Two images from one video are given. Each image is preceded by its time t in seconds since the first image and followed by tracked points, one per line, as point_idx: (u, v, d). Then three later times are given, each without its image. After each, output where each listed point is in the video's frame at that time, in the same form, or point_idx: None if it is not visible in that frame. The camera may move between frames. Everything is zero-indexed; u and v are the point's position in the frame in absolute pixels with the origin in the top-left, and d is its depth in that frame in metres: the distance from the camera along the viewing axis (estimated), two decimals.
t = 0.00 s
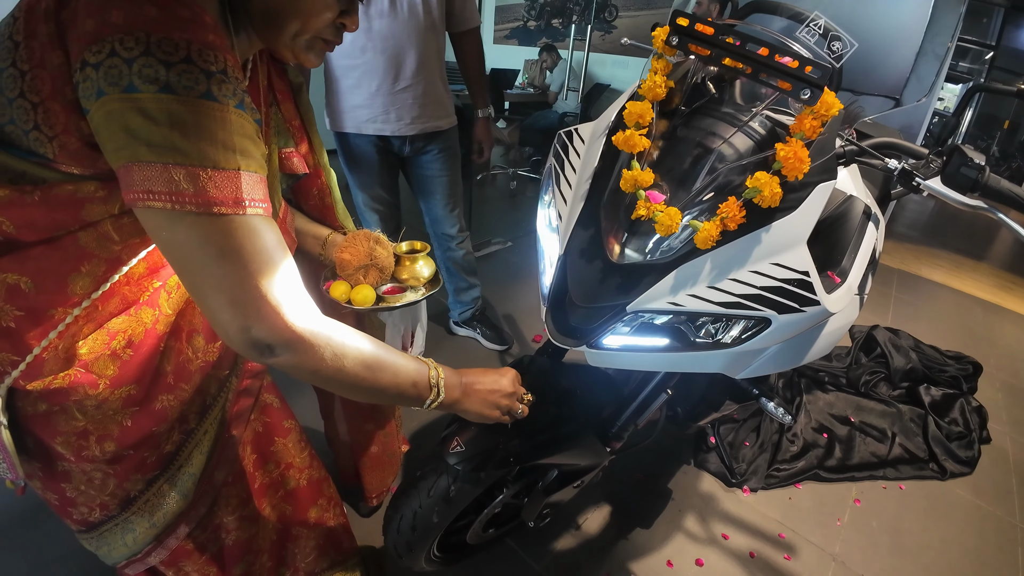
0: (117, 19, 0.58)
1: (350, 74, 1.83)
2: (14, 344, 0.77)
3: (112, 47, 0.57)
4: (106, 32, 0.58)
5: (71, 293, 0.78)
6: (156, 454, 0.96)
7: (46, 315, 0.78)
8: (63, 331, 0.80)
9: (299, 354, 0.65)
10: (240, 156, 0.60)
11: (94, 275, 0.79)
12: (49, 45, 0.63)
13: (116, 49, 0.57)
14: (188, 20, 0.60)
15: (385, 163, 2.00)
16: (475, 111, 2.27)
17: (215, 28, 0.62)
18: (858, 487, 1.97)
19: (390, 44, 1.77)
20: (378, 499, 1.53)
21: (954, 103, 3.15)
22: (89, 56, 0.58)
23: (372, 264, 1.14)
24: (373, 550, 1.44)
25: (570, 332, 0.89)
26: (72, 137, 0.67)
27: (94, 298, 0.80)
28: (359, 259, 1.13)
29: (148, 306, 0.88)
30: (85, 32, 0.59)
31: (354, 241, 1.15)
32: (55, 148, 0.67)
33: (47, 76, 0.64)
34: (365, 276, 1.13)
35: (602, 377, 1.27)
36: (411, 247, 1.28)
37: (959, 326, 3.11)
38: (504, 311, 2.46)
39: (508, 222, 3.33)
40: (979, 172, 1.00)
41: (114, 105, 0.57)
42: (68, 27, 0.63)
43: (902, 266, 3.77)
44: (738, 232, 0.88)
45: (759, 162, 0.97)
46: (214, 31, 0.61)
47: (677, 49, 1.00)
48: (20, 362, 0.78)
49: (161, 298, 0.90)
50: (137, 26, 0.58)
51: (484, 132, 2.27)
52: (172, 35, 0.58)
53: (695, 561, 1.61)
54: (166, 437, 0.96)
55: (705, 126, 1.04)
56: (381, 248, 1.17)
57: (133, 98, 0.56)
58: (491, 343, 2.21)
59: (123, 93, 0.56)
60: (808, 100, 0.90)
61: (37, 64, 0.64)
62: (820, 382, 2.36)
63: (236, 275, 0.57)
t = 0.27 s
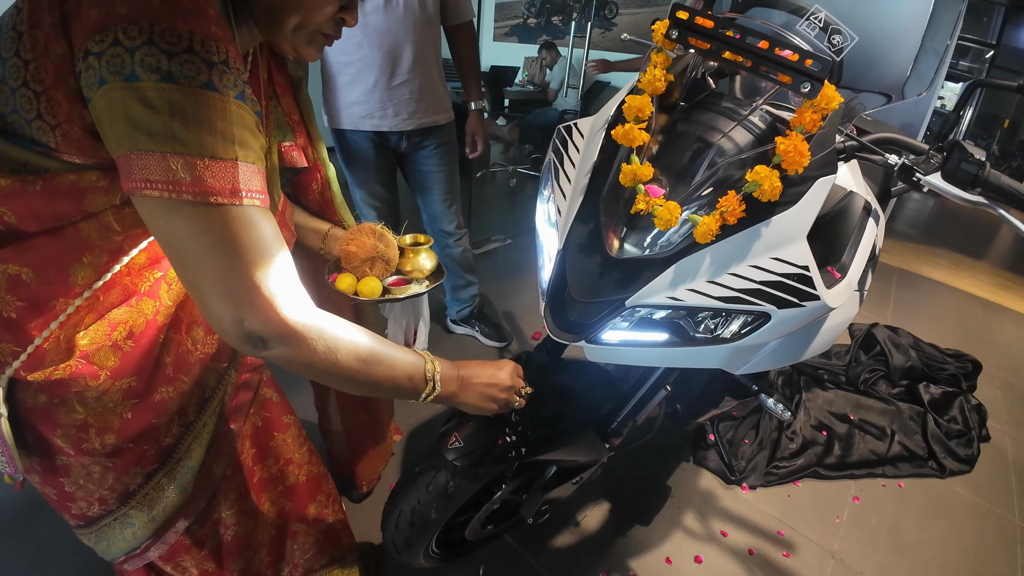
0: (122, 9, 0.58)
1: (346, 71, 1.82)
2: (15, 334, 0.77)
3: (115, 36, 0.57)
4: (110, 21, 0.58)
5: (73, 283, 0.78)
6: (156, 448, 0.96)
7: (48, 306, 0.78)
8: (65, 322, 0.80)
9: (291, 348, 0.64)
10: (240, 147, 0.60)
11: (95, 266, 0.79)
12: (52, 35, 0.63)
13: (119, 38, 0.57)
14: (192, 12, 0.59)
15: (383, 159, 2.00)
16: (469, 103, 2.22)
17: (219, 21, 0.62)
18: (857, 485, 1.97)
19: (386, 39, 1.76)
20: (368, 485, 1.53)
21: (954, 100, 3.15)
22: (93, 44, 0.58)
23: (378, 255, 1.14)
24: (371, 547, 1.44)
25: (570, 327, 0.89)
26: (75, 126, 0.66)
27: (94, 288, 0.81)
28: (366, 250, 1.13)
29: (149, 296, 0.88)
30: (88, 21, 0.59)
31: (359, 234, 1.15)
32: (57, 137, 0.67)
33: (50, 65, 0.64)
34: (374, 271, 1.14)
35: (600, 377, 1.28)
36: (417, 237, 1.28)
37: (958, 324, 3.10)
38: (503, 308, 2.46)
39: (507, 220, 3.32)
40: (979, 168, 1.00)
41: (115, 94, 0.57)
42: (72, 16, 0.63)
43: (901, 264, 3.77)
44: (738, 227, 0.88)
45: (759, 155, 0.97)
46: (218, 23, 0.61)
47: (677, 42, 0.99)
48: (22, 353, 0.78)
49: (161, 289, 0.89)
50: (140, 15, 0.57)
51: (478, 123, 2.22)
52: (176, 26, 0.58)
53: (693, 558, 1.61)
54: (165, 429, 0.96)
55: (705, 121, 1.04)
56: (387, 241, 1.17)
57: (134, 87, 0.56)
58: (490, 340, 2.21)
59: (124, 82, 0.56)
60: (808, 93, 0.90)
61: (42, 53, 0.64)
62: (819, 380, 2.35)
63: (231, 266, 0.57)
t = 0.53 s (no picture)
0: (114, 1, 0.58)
1: (343, 69, 1.82)
2: (13, 329, 0.77)
3: (109, 30, 0.57)
4: (103, 15, 0.58)
5: (69, 277, 0.78)
6: (154, 443, 0.96)
7: (46, 300, 0.77)
8: (62, 316, 0.79)
9: (290, 338, 0.64)
10: (234, 136, 0.60)
11: (91, 259, 0.79)
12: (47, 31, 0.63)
13: (112, 31, 0.57)
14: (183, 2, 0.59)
15: (382, 157, 1.99)
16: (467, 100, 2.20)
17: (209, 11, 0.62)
18: (856, 484, 1.97)
19: (383, 35, 1.75)
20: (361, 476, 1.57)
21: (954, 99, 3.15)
22: (85, 37, 0.57)
23: (390, 248, 1.13)
24: (370, 545, 1.44)
25: (569, 327, 0.88)
26: (69, 120, 0.66)
27: (91, 282, 0.80)
28: (380, 243, 1.12)
29: (148, 292, 0.86)
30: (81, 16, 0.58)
31: (370, 226, 1.14)
32: (52, 131, 0.67)
33: (43, 59, 0.63)
34: (387, 263, 1.13)
35: (599, 376, 1.28)
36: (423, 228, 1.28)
37: (958, 323, 3.10)
38: (502, 307, 2.45)
39: (507, 219, 3.32)
40: (979, 168, 0.99)
41: (110, 85, 0.56)
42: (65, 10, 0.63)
43: (901, 263, 3.77)
44: (737, 226, 0.88)
45: (759, 154, 0.97)
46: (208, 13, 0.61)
47: (677, 40, 0.99)
48: (22, 347, 0.78)
49: (158, 284, 0.88)
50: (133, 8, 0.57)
51: (474, 121, 2.22)
52: (168, 17, 0.58)
53: (692, 557, 1.61)
54: (162, 425, 0.97)
55: (705, 119, 1.03)
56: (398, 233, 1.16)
57: (129, 78, 0.55)
58: (489, 339, 2.20)
59: (118, 73, 0.56)
60: (808, 92, 0.90)
61: (33, 45, 0.63)
62: (818, 379, 2.35)
63: (229, 255, 0.56)
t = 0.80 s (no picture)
0: None
1: (342, 68, 1.81)
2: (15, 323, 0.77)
3: None
4: None
5: (65, 264, 0.77)
6: (151, 432, 0.96)
7: (45, 289, 0.77)
8: (62, 306, 0.79)
9: (179, 329, 0.60)
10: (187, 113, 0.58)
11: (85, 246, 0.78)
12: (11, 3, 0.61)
13: None
14: None
15: (381, 156, 1.99)
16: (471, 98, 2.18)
17: None
18: (856, 484, 1.97)
19: (381, 33, 1.75)
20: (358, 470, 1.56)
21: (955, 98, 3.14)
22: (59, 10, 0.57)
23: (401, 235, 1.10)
24: (371, 545, 1.44)
25: (569, 328, 0.88)
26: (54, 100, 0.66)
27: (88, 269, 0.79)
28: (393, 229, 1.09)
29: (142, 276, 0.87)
30: None
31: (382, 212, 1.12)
32: (37, 114, 0.66)
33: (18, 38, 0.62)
34: (397, 248, 1.09)
35: (600, 376, 1.28)
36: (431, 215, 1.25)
37: (958, 323, 3.10)
38: (502, 306, 2.45)
39: (508, 218, 3.31)
40: (981, 169, 0.99)
41: (71, 54, 0.55)
42: None
43: (901, 263, 3.77)
44: (738, 228, 0.88)
45: (760, 156, 0.97)
46: None
47: (678, 41, 0.98)
48: (26, 339, 0.78)
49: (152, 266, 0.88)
50: None
51: (480, 118, 2.19)
52: None
53: (692, 556, 1.61)
54: (159, 415, 0.96)
55: (706, 120, 1.03)
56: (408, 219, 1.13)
57: (88, 44, 0.54)
58: (489, 338, 2.20)
59: (79, 40, 0.55)
60: (810, 93, 0.90)
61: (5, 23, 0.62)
62: (818, 378, 2.36)
63: (145, 239, 0.54)
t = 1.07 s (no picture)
0: None
1: (344, 71, 1.81)
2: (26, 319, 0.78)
3: None
4: None
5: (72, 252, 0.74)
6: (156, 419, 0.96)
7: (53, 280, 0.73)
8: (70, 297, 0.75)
9: (66, 297, 0.59)
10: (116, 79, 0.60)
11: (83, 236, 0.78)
12: None
13: None
14: None
15: (383, 157, 1.99)
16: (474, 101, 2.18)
17: None
18: (856, 485, 1.98)
19: (383, 36, 1.75)
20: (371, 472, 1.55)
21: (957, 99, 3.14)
22: None
23: (413, 215, 1.08)
24: (373, 547, 1.45)
25: (572, 335, 0.89)
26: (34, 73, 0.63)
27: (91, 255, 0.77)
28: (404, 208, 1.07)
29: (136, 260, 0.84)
30: None
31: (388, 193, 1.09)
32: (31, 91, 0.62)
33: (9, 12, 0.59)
34: (410, 228, 1.07)
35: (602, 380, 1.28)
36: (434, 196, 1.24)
37: (960, 324, 3.10)
38: (503, 307, 2.46)
39: (509, 218, 3.31)
40: (983, 176, 0.99)
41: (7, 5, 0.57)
42: None
43: (902, 263, 3.77)
44: (740, 237, 0.88)
45: (762, 166, 0.97)
46: None
47: (681, 49, 0.99)
48: (38, 333, 0.75)
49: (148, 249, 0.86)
50: None
51: (484, 121, 2.19)
52: None
53: (692, 558, 1.62)
54: (162, 404, 0.97)
55: (708, 127, 1.03)
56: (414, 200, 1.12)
57: None
58: (490, 339, 2.21)
59: None
60: (813, 104, 0.90)
61: None
62: (818, 379, 2.37)
63: (38, 199, 0.54)
